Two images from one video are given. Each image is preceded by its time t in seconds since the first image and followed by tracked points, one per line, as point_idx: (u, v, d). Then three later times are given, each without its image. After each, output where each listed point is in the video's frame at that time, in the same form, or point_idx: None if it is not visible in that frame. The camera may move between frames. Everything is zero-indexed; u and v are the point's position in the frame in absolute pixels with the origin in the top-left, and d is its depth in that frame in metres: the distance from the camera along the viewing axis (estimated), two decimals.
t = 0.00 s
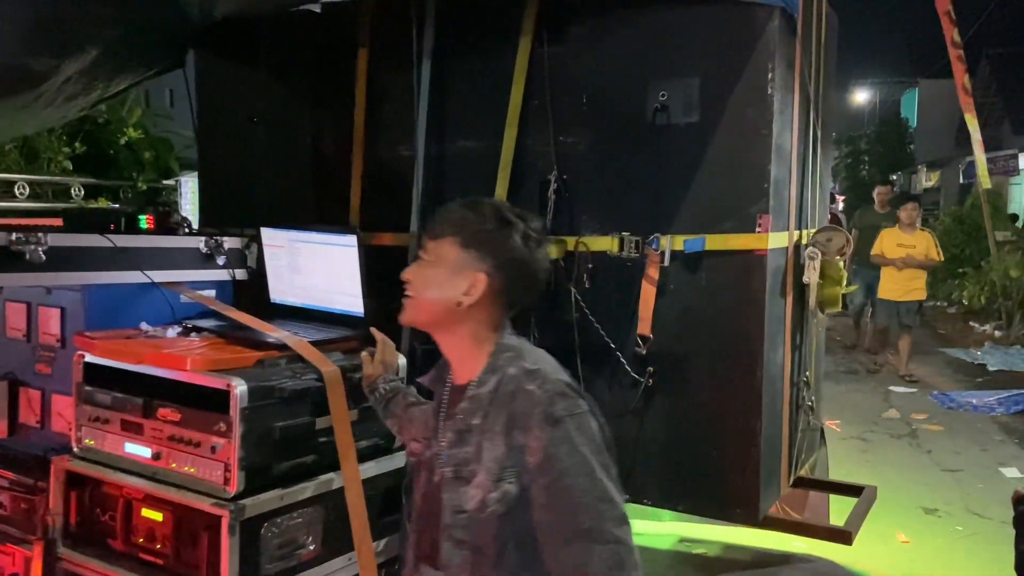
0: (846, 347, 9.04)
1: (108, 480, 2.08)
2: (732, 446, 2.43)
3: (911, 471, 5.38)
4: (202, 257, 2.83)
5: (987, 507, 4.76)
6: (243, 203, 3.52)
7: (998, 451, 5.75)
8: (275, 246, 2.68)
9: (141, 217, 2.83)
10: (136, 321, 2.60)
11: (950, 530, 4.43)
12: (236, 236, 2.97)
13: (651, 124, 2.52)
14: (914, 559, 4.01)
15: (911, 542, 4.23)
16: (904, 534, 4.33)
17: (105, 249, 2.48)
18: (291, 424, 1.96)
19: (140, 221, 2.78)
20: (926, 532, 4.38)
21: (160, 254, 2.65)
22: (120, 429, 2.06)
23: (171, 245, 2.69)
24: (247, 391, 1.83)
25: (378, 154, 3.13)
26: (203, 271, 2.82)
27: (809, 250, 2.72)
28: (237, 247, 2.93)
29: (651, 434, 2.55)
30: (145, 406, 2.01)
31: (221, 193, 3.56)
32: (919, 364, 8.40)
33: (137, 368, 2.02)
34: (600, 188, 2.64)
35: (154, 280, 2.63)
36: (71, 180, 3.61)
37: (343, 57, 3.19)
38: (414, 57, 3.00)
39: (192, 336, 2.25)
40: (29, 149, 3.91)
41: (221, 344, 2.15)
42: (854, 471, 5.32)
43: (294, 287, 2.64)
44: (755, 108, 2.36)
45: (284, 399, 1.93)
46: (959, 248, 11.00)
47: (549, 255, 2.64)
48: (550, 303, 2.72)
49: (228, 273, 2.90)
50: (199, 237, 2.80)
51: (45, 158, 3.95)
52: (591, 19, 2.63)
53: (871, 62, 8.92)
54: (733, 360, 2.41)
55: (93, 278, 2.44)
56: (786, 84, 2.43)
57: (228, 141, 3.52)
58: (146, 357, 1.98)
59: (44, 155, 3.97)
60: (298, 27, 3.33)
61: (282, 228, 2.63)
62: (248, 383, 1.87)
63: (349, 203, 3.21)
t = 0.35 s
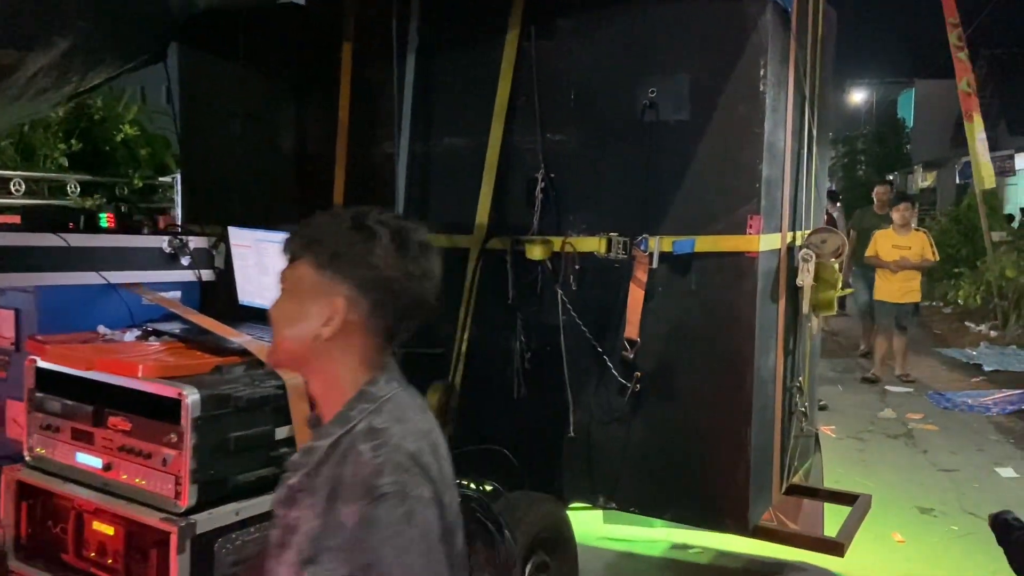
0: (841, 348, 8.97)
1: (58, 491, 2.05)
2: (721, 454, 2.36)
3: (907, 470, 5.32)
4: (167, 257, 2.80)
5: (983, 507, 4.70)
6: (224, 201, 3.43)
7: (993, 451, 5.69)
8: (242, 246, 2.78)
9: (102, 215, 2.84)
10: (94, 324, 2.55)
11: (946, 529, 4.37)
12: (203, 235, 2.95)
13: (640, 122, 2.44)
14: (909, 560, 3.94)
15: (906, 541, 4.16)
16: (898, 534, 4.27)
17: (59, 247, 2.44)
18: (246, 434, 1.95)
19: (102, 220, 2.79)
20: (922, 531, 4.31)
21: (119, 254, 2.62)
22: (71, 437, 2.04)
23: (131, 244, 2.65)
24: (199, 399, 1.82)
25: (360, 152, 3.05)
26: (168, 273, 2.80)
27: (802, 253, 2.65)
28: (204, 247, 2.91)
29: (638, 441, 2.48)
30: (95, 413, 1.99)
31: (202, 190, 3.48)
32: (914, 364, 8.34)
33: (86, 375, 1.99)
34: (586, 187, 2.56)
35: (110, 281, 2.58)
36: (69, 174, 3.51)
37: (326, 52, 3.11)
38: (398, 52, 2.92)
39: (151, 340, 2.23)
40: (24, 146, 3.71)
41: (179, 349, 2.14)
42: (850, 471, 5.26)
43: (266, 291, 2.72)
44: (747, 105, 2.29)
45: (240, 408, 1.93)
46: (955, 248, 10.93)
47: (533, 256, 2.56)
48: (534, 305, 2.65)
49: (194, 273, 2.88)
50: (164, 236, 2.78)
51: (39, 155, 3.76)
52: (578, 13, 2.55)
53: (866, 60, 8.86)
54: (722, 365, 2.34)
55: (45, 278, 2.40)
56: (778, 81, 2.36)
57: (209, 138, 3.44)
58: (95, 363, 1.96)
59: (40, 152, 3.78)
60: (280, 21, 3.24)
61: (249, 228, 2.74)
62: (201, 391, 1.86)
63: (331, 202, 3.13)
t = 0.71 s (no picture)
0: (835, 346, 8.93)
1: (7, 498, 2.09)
2: (708, 456, 2.30)
3: (900, 466, 5.28)
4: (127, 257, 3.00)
5: (976, 503, 4.66)
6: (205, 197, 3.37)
7: (987, 448, 5.64)
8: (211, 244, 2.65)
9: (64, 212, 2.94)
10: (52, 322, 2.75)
11: (939, 525, 4.34)
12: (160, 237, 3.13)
13: (626, 116, 2.38)
14: (902, 557, 3.89)
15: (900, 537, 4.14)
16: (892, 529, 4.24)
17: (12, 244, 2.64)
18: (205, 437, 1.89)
19: (62, 214, 2.91)
20: (915, 528, 4.27)
21: (74, 252, 2.81)
22: (22, 443, 2.12)
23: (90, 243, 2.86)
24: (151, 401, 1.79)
25: (342, 146, 2.98)
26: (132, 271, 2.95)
27: (793, 250, 2.59)
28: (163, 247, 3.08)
29: (624, 442, 2.42)
30: (45, 418, 2.05)
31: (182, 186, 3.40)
32: (906, 362, 8.31)
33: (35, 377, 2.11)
34: (572, 183, 2.50)
35: (68, 280, 2.80)
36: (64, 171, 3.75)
37: (307, 44, 3.04)
38: (380, 44, 2.86)
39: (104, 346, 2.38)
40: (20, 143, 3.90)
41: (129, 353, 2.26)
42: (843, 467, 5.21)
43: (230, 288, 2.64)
44: (734, 98, 2.23)
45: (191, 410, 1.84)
46: (948, 246, 10.90)
47: (518, 253, 2.50)
48: (518, 303, 2.59)
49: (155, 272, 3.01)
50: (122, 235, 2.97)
51: (36, 151, 3.95)
52: (563, 4, 2.49)
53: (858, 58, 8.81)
54: (710, 365, 2.28)
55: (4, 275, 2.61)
56: (768, 74, 2.30)
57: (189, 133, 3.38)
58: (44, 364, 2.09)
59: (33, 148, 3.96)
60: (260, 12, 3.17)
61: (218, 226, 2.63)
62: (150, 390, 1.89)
63: (312, 198, 3.06)
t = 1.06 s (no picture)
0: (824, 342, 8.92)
1: None
2: (693, 458, 2.25)
3: (889, 461, 5.25)
4: (89, 254, 2.83)
5: (966, 498, 4.64)
6: (182, 194, 3.29)
7: (974, 443, 5.63)
8: (171, 240, 2.57)
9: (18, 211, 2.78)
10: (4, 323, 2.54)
11: (929, 520, 4.31)
12: (129, 231, 2.98)
13: (609, 110, 2.33)
14: (890, 554, 3.86)
15: (891, 532, 4.13)
16: (882, 523, 4.25)
17: None
18: (165, 444, 1.84)
19: (16, 212, 2.78)
20: (905, 524, 4.24)
21: (34, 250, 2.65)
22: None
23: (52, 240, 2.69)
24: (103, 409, 1.73)
25: (320, 143, 2.92)
26: (92, 270, 2.82)
27: (779, 247, 2.54)
28: (132, 244, 2.95)
29: (608, 444, 2.37)
30: None
31: (159, 182, 3.33)
32: (894, 359, 8.30)
33: None
34: (554, 179, 2.45)
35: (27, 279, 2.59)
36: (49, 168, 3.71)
37: (285, 37, 2.97)
38: (359, 38, 2.79)
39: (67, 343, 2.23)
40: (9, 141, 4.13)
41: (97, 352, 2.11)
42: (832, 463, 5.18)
43: (190, 289, 2.55)
44: (717, 92, 2.17)
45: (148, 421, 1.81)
46: (935, 242, 10.91)
47: (499, 252, 2.44)
48: (500, 302, 2.54)
49: (121, 271, 2.90)
50: (85, 232, 2.81)
51: (24, 148, 4.21)
52: None
53: (846, 56, 8.79)
54: (694, 365, 2.23)
55: None
56: (752, 67, 2.25)
57: (165, 128, 3.30)
58: None
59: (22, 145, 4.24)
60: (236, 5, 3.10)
61: (179, 221, 2.52)
62: (103, 399, 1.77)
63: (290, 194, 2.99)
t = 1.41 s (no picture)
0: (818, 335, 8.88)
1: None
2: (686, 458, 2.19)
3: (885, 454, 5.21)
4: (58, 249, 2.74)
5: (962, 489, 4.60)
6: (166, 188, 3.22)
7: (970, 435, 5.58)
8: (143, 236, 2.51)
9: None
10: None
11: (925, 511, 4.28)
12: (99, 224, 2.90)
13: (600, 101, 2.26)
14: (886, 547, 3.82)
15: (887, 524, 4.10)
16: (879, 514, 4.23)
17: None
18: (127, 449, 1.78)
19: None
20: (901, 516, 4.21)
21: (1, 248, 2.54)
22: None
23: (17, 236, 2.59)
24: (63, 413, 1.68)
25: (306, 135, 2.85)
26: (61, 266, 2.74)
27: (775, 242, 2.49)
28: (103, 238, 2.87)
29: (599, 444, 2.32)
30: None
31: (144, 175, 3.28)
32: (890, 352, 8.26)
33: None
34: (544, 172, 2.39)
35: None
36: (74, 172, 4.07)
37: (270, 26, 2.90)
38: (345, 27, 2.73)
39: (32, 342, 2.16)
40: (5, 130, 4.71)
41: (62, 352, 2.06)
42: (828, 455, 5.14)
43: (163, 285, 2.49)
44: (711, 83, 2.11)
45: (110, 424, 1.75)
46: (929, 235, 10.88)
47: (489, 246, 2.39)
48: (489, 298, 2.48)
49: (91, 267, 2.83)
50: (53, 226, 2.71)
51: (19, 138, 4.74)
52: None
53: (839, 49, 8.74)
54: (686, 363, 2.17)
55: None
56: (747, 57, 2.19)
57: (148, 120, 3.23)
58: None
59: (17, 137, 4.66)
60: None
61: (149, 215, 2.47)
62: (63, 401, 1.72)
63: (276, 188, 2.93)
